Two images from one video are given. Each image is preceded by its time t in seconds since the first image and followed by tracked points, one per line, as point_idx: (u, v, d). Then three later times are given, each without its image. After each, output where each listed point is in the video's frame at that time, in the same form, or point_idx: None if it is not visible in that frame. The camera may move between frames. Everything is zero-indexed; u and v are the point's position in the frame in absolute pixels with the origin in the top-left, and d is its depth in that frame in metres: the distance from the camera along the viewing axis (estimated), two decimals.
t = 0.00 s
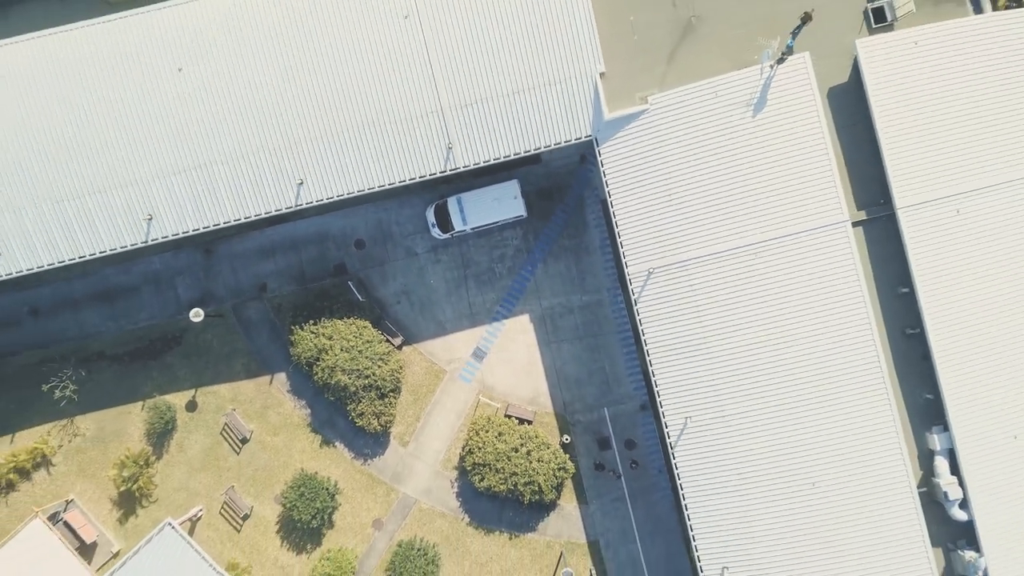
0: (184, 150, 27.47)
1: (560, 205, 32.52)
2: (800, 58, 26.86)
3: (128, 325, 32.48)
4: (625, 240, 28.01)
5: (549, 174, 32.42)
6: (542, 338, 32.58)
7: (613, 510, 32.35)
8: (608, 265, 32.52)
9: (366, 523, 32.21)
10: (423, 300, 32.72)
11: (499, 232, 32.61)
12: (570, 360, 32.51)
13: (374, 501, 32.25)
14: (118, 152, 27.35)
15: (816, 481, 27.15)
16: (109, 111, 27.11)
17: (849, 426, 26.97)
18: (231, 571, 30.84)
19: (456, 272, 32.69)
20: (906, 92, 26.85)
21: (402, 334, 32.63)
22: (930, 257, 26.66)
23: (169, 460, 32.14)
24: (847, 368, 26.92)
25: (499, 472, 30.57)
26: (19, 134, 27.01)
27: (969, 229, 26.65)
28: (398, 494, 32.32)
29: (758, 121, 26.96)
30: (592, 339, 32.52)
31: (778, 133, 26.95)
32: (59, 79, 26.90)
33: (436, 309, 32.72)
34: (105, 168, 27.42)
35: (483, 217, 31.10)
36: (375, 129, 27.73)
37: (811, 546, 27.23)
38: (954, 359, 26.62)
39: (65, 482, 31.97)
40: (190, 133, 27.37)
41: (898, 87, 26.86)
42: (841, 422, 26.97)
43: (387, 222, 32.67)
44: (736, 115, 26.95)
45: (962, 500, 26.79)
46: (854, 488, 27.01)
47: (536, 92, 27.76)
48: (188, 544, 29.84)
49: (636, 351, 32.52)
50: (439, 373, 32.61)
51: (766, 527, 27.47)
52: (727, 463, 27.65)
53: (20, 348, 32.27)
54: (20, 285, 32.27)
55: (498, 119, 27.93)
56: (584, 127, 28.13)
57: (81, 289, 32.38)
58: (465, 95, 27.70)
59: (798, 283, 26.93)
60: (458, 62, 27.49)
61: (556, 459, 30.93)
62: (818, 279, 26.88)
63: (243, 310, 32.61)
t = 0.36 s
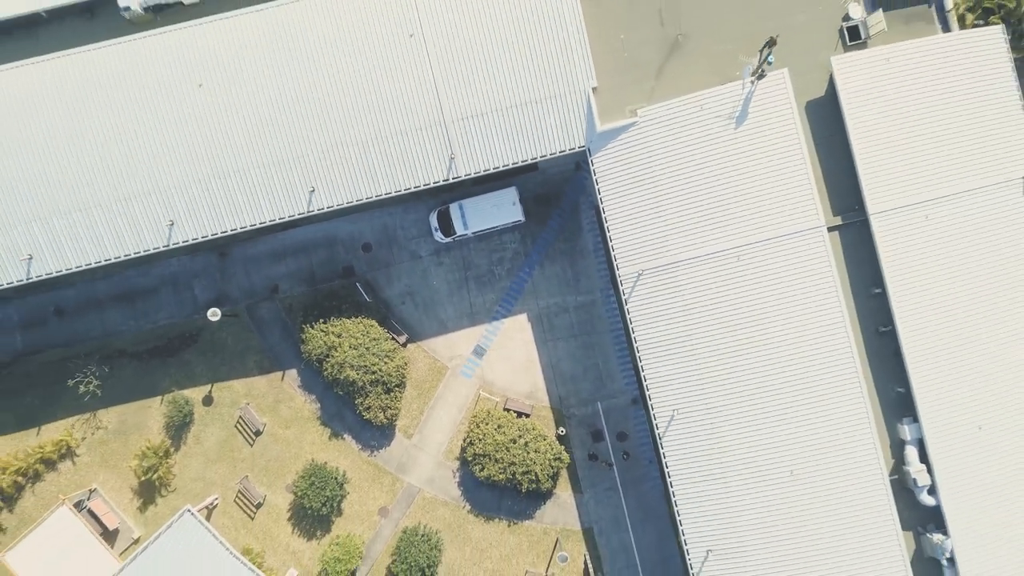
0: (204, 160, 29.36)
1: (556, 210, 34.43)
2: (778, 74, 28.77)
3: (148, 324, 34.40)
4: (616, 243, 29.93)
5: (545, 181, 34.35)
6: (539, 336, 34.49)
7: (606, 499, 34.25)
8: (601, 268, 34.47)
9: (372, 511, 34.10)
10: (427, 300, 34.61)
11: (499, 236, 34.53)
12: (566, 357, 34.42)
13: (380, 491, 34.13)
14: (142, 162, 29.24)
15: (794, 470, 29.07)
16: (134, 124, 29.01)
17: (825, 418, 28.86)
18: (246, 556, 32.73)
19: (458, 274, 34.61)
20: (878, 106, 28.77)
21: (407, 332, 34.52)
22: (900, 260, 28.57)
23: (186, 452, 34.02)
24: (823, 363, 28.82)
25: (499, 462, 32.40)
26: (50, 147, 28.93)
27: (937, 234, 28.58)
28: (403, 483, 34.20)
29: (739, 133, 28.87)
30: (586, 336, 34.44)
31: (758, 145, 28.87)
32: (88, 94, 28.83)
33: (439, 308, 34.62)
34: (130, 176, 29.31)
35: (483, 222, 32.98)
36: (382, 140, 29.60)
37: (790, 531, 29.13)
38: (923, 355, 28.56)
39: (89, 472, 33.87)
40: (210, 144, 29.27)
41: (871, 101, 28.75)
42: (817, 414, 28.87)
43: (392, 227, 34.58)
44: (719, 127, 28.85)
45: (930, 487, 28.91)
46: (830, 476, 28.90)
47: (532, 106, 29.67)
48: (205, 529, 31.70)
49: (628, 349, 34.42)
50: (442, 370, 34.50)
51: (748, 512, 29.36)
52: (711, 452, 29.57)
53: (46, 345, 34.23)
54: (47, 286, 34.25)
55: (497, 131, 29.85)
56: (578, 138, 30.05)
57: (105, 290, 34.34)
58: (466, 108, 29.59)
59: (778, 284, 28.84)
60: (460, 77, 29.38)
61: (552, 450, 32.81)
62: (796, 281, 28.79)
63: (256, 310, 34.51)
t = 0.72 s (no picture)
0: (223, 170, 31.23)
1: (555, 216, 36.37)
2: (762, 89, 30.66)
3: (167, 325, 36.29)
4: (611, 248, 31.85)
5: (543, 189, 36.28)
6: (538, 335, 36.39)
7: (602, 489, 36.16)
8: (596, 270, 36.40)
9: (380, 501, 35.99)
10: (432, 301, 36.51)
11: (500, 240, 36.44)
12: (563, 355, 36.31)
13: (388, 482, 36.03)
14: (164, 173, 31.09)
15: (778, 461, 30.94)
16: (157, 137, 30.88)
17: (807, 412, 30.74)
18: (261, 543, 34.63)
19: (461, 277, 36.51)
20: (856, 119, 30.66)
21: (413, 331, 36.42)
22: (876, 263, 30.47)
23: (204, 445, 35.91)
24: (805, 360, 30.69)
25: (500, 455, 34.11)
26: (78, 158, 30.82)
27: (910, 239, 30.50)
28: (409, 475, 36.09)
29: (726, 145, 30.72)
30: (583, 336, 36.35)
31: (744, 155, 30.72)
32: (114, 109, 30.71)
33: (443, 309, 36.51)
34: (153, 186, 31.18)
35: (485, 227, 34.86)
36: (390, 151, 31.48)
37: (774, 518, 31.01)
38: (898, 353, 30.47)
39: (112, 465, 35.78)
40: (229, 156, 31.16)
41: (849, 113, 30.62)
42: (800, 408, 30.76)
43: (399, 232, 36.50)
44: (707, 139, 30.71)
45: (904, 476, 30.94)
46: (811, 466, 30.80)
47: (531, 119, 31.56)
48: (223, 518, 33.56)
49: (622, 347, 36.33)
50: (446, 367, 36.41)
51: (735, 500, 31.22)
52: (699, 445, 31.45)
53: (71, 345, 36.16)
54: (72, 289, 36.19)
55: (499, 142, 31.74)
56: (574, 149, 31.94)
57: (127, 292, 36.28)
58: (469, 121, 31.46)
59: (762, 286, 30.73)
60: (464, 92, 31.26)
61: (551, 443, 34.67)
62: (779, 283, 30.69)
63: (270, 311, 36.41)
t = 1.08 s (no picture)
0: (240, 181, 33.15)
1: (553, 223, 38.38)
2: (748, 104, 32.61)
3: (185, 326, 38.25)
4: (606, 254, 33.79)
5: (542, 197, 38.29)
6: (537, 336, 38.36)
7: (597, 482, 38.16)
8: (592, 274, 38.39)
9: (387, 493, 37.97)
10: (436, 304, 38.47)
11: (501, 246, 38.40)
12: (561, 355, 38.30)
13: (395, 475, 38.01)
14: (185, 183, 33.05)
15: (763, 454, 32.91)
16: (179, 150, 32.83)
17: (790, 408, 32.71)
18: (275, 532, 36.61)
19: (464, 280, 38.47)
20: (836, 133, 32.61)
21: (419, 332, 38.39)
22: (855, 268, 32.44)
23: (220, 440, 37.87)
24: (788, 360, 32.65)
25: (502, 449, 36.13)
26: (104, 169, 32.74)
27: (887, 246, 32.48)
28: (415, 468, 38.07)
29: (714, 157, 32.64)
30: (580, 336, 38.34)
31: (730, 167, 32.66)
32: (138, 123, 32.63)
33: (448, 311, 38.47)
34: (175, 195, 33.11)
35: (487, 234, 36.82)
36: (398, 162, 33.43)
37: (758, 508, 32.98)
38: (875, 352, 32.45)
39: (133, 459, 37.75)
40: (246, 167, 33.09)
41: (830, 128, 32.56)
42: (783, 404, 32.73)
43: (405, 238, 38.47)
44: (696, 151, 32.64)
45: (880, 469, 32.96)
46: (794, 459, 32.78)
47: (531, 133, 33.50)
48: (239, 508, 35.51)
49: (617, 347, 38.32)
50: (450, 366, 38.39)
51: (723, 491, 33.20)
52: (689, 440, 33.44)
53: (94, 345, 38.15)
54: (95, 292, 38.16)
55: (501, 154, 33.69)
56: (572, 160, 33.88)
57: (147, 295, 38.26)
58: (472, 134, 33.41)
59: (748, 290, 32.70)
60: (467, 107, 33.20)
61: (549, 438, 36.68)
62: (764, 287, 32.66)
63: (283, 313, 38.37)
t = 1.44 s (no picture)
0: (256, 188, 35.07)
1: (552, 227, 40.33)
2: (736, 116, 34.52)
3: (202, 326, 40.18)
4: (602, 257, 35.73)
5: (542, 203, 40.25)
6: (537, 335, 40.31)
7: (595, 473, 40.14)
8: (590, 276, 40.34)
9: (395, 484, 39.92)
10: (441, 305, 40.40)
11: (503, 249, 40.31)
12: (560, 353, 40.26)
13: (402, 467, 39.96)
14: (205, 191, 35.00)
15: (750, 446, 34.84)
16: (200, 158, 34.77)
17: (776, 403, 34.65)
18: (289, 521, 38.59)
19: (468, 282, 40.40)
20: (820, 142, 34.52)
21: (424, 332, 40.33)
22: (837, 271, 34.35)
23: (236, 434, 39.84)
24: (774, 357, 34.57)
25: (503, 442, 38.09)
26: (129, 177, 34.70)
27: (867, 250, 34.40)
28: (421, 461, 40.03)
29: (704, 166, 34.54)
30: (578, 335, 40.30)
31: (719, 176, 34.55)
32: (160, 134, 34.56)
33: (452, 311, 40.42)
34: (195, 202, 35.03)
35: (489, 238, 38.75)
36: (405, 171, 35.37)
37: (746, 497, 34.91)
38: (856, 350, 34.37)
39: (153, 452, 39.72)
40: (262, 175, 35.01)
41: (814, 138, 34.48)
42: (769, 400, 34.66)
43: (412, 241, 40.38)
44: (687, 161, 34.54)
45: (861, 460, 34.89)
46: (779, 451, 34.72)
47: (531, 142, 35.41)
48: (255, 498, 37.48)
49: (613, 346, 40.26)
50: (454, 364, 40.33)
51: (712, 481, 35.16)
52: (680, 433, 35.37)
53: (115, 344, 40.13)
54: (117, 293, 40.12)
55: (502, 163, 35.60)
56: (570, 169, 35.81)
57: (166, 296, 40.22)
58: (475, 144, 35.32)
59: (736, 292, 34.63)
60: (471, 118, 35.11)
61: (548, 432, 38.65)
62: (751, 289, 34.59)
63: (295, 313, 40.32)
